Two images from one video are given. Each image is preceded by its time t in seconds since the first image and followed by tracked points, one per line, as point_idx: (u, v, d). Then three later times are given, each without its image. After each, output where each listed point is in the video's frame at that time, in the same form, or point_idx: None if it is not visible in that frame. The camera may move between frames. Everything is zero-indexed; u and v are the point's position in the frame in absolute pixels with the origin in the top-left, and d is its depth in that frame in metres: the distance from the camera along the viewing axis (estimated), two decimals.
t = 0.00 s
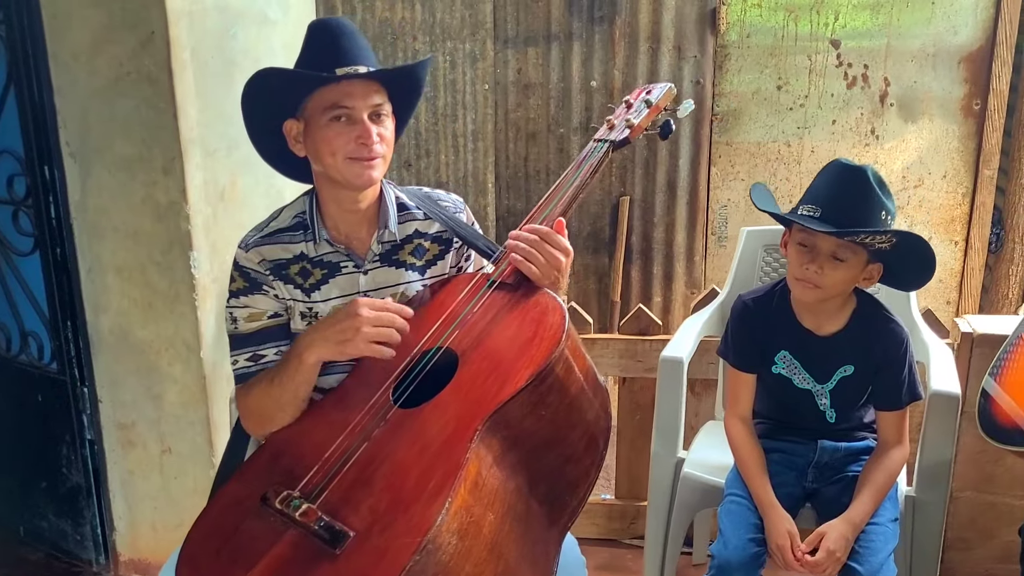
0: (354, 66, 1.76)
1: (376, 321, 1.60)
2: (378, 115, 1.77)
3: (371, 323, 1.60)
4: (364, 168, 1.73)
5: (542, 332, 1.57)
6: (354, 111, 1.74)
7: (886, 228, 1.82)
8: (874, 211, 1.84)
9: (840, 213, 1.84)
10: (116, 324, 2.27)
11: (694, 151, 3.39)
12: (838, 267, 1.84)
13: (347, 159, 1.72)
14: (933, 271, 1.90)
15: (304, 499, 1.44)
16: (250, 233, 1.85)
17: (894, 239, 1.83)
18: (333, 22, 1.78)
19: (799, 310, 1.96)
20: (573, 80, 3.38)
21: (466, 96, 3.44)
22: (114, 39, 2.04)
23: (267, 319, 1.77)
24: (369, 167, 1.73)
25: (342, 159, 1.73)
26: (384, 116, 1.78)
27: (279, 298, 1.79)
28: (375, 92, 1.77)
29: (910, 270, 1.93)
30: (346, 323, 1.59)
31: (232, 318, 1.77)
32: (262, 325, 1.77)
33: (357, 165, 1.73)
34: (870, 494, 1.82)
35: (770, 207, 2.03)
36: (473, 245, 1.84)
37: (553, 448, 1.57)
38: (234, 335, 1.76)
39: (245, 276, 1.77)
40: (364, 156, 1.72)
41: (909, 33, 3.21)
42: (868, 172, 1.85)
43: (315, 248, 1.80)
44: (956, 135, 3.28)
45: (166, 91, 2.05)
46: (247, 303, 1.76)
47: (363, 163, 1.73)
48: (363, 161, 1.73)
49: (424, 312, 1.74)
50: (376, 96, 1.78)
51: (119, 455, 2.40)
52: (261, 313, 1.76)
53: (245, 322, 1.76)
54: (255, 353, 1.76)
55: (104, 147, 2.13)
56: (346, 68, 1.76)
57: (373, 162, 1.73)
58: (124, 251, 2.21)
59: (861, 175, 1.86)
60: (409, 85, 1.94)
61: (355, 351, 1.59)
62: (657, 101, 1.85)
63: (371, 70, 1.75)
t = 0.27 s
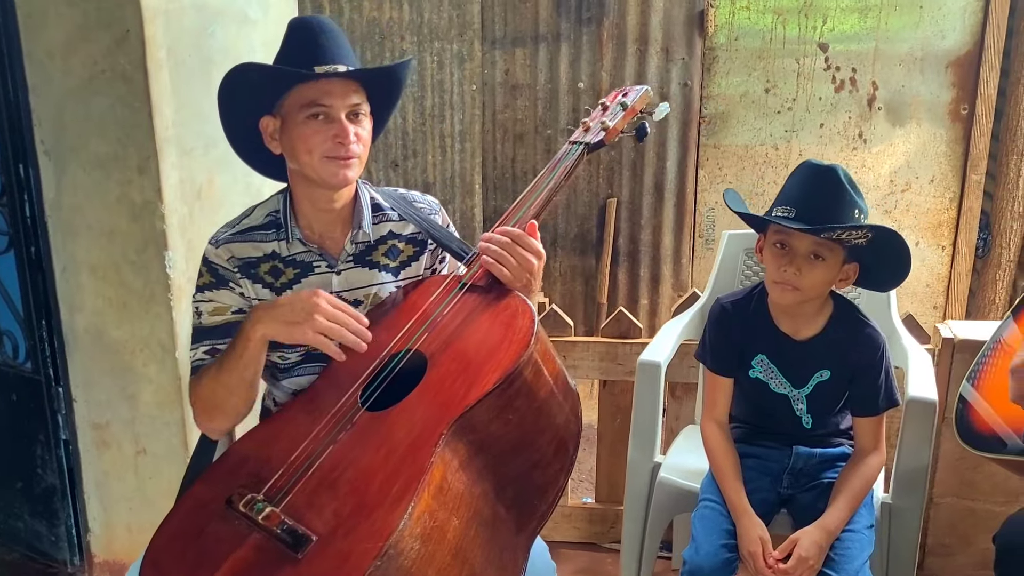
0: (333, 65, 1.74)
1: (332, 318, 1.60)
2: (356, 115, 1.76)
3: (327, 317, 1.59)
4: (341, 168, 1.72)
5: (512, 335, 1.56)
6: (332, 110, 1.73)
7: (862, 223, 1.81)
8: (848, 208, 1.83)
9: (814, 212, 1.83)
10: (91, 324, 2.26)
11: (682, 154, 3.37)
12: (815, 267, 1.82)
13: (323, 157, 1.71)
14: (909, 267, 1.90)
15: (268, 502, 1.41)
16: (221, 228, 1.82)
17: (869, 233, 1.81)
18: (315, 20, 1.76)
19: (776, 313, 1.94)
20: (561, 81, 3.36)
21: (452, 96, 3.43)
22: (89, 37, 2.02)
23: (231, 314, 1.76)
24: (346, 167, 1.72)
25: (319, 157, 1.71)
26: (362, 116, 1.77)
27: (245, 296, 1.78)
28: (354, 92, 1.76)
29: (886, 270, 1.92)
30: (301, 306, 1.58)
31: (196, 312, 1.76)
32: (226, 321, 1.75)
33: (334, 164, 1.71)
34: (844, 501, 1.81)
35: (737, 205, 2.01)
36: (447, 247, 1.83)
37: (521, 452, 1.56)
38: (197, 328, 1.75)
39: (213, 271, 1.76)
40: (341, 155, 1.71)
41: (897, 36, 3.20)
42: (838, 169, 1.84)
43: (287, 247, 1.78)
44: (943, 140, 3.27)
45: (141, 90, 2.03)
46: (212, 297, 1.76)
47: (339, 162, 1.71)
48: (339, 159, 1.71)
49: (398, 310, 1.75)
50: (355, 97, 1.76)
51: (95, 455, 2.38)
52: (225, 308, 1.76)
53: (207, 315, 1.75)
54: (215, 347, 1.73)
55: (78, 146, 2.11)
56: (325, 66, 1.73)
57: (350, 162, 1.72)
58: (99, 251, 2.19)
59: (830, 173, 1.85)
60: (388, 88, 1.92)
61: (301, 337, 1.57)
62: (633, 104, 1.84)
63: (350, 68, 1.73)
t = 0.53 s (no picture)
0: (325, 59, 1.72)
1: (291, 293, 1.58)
2: (349, 111, 1.75)
3: (287, 290, 1.57)
4: (330, 162, 1.70)
5: (493, 333, 1.56)
6: (325, 104, 1.71)
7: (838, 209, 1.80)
8: (825, 198, 1.82)
9: (791, 204, 1.81)
10: (77, 319, 2.25)
11: (677, 155, 3.35)
12: (795, 260, 1.81)
13: (313, 151, 1.70)
14: (888, 257, 1.90)
15: (244, 498, 1.39)
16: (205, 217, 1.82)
17: (848, 219, 1.80)
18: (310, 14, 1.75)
19: (760, 314, 1.93)
20: (557, 80, 3.35)
21: (449, 95, 3.41)
22: (77, 31, 2.01)
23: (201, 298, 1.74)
24: (335, 161, 1.71)
25: (308, 151, 1.70)
26: (355, 112, 1.76)
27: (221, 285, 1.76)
28: (347, 88, 1.74)
29: (867, 263, 1.91)
30: (263, 275, 1.58)
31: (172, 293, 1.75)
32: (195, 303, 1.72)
33: (323, 158, 1.70)
34: (828, 504, 1.80)
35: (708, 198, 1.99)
36: (434, 246, 1.81)
37: (500, 451, 1.56)
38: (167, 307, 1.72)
39: (192, 256, 1.76)
40: (331, 149, 1.70)
41: (895, 40, 3.18)
42: (810, 163, 1.84)
43: (272, 241, 1.78)
44: (940, 144, 3.25)
45: (129, 85, 2.02)
46: (186, 280, 1.74)
47: (329, 156, 1.70)
48: (329, 154, 1.70)
49: (382, 307, 1.74)
50: (348, 93, 1.75)
51: (80, 450, 2.38)
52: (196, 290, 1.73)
53: (179, 300, 1.72)
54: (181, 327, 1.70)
55: (66, 140, 2.10)
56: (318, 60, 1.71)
57: (340, 156, 1.71)
58: (85, 245, 2.18)
59: (803, 166, 1.84)
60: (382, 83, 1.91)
61: (254, 303, 1.56)
62: (622, 104, 1.84)
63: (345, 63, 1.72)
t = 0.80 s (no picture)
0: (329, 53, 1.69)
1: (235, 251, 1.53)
2: (354, 106, 1.74)
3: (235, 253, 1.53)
4: (331, 156, 1.70)
5: (483, 330, 1.56)
6: (331, 97, 1.70)
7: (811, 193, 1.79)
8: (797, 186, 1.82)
9: (765, 196, 1.81)
10: (73, 314, 2.25)
11: (679, 156, 3.34)
12: (780, 252, 1.80)
13: (316, 144, 1.69)
14: (875, 237, 1.89)
15: (233, 491, 1.38)
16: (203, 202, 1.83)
17: (821, 201, 1.79)
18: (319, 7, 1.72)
19: (754, 314, 1.92)
20: (559, 80, 3.34)
21: (451, 94, 3.40)
22: (75, 26, 2.01)
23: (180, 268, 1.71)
24: (336, 156, 1.71)
25: (312, 144, 1.69)
26: (359, 108, 1.75)
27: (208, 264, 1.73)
28: (353, 84, 1.74)
29: (854, 245, 1.92)
30: (209, 234, 1.54)
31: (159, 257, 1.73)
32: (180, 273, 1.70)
33: (325, 153, 1.70)
34: (821, 508, 1.79)
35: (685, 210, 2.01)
36: (428, 243, 1.81)
37: (490, 447, 1.56)
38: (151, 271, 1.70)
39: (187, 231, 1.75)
40: (335, 143, 1.70)
41: (900, 42, 3.16)
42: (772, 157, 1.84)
43: (267, 232, 1.77)
44: (944, 147, 3.23)
45: (126, 80, 2.02)
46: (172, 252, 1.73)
47: (330, 150, 1.70)
48: (332, 148, 1.70)
49: (376, 302, 1.74)
50: (353, 89, 1.74)
51: (75, 445, 2.38)
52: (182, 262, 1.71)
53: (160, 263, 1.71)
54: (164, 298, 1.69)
55: (63, 135, 2.10)
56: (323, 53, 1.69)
57: (342, 151, 1.71)
58: (82, 240, 2.18)
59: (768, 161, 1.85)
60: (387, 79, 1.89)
61: (196, 263, 1.54)
62: (617, 103, 1.88)
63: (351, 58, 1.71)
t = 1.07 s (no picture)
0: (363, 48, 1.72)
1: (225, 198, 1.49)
2: (383, 104, 1.76)
3: (225, 197, 1.49)
4: (359, 152, 1.70)
5: (501, 326, 1.56)
6: (363, 93, 1.72)
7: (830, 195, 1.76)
8: (816, 188, 1.78)
9: (785, 202, 1.78)
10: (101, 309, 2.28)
11: (706, 156, 3.31)
12: (805, 256, 1.77)
13: (346, 139, 1.70)
14: (903, 228, 1.85)
15: (252, 483, 1.39)
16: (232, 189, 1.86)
17: (842, 202, 1.76)
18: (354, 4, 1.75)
19: (784, 318, 1.90)
20: (586, 80, 3.32)
21: (477, 93, 3.40)
22: (105, 24, 2.03)
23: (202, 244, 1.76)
24: (364, 152, 1.71)
25: (341, 139, 1.70)
26: (388, 106, 1.77)
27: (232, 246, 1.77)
28: (384, 80, 1.76)
29: (882, 239, 1.88)
30: (204, 179, 1.51)
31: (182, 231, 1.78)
32: (198, 246, 1.75)
33: (353, 148, 1.70)
34: (846, 513, 1.76)
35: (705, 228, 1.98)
36: (449, 240, 1.81)
37: (507, 443, 1.56)
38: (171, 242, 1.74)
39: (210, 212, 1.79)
40: (363, 138, 1.70)
41: (933, 41, 3.10)
42: (789, 162, 1.82)
43: (291, 223, 1.79)
44: (978, 149, 3.17)
45: (153, 78, 2.03)
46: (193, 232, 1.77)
47: (358, 144, 1.70)
48: (360, 142, 1.70)
49: (397, 298, 1.75)
50: (384, 86, 1.76)
51: (102, 439, 2.40)
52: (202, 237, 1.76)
53: (184, 236, 1.76)
54: (180, 266, 1.72)
55: (92, 132, 2.12)
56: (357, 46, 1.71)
57: (370, 147, 1.71)
58: (110, 236, 2.21)
59: (783, 166, 1.82)
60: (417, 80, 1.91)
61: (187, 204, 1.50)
62: (639, 101, 1.88)
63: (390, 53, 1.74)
